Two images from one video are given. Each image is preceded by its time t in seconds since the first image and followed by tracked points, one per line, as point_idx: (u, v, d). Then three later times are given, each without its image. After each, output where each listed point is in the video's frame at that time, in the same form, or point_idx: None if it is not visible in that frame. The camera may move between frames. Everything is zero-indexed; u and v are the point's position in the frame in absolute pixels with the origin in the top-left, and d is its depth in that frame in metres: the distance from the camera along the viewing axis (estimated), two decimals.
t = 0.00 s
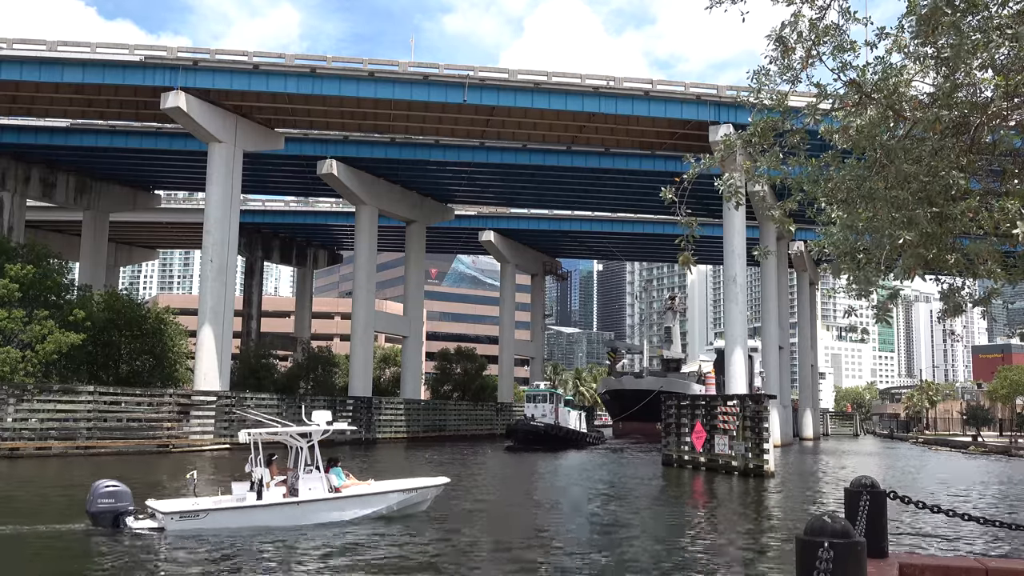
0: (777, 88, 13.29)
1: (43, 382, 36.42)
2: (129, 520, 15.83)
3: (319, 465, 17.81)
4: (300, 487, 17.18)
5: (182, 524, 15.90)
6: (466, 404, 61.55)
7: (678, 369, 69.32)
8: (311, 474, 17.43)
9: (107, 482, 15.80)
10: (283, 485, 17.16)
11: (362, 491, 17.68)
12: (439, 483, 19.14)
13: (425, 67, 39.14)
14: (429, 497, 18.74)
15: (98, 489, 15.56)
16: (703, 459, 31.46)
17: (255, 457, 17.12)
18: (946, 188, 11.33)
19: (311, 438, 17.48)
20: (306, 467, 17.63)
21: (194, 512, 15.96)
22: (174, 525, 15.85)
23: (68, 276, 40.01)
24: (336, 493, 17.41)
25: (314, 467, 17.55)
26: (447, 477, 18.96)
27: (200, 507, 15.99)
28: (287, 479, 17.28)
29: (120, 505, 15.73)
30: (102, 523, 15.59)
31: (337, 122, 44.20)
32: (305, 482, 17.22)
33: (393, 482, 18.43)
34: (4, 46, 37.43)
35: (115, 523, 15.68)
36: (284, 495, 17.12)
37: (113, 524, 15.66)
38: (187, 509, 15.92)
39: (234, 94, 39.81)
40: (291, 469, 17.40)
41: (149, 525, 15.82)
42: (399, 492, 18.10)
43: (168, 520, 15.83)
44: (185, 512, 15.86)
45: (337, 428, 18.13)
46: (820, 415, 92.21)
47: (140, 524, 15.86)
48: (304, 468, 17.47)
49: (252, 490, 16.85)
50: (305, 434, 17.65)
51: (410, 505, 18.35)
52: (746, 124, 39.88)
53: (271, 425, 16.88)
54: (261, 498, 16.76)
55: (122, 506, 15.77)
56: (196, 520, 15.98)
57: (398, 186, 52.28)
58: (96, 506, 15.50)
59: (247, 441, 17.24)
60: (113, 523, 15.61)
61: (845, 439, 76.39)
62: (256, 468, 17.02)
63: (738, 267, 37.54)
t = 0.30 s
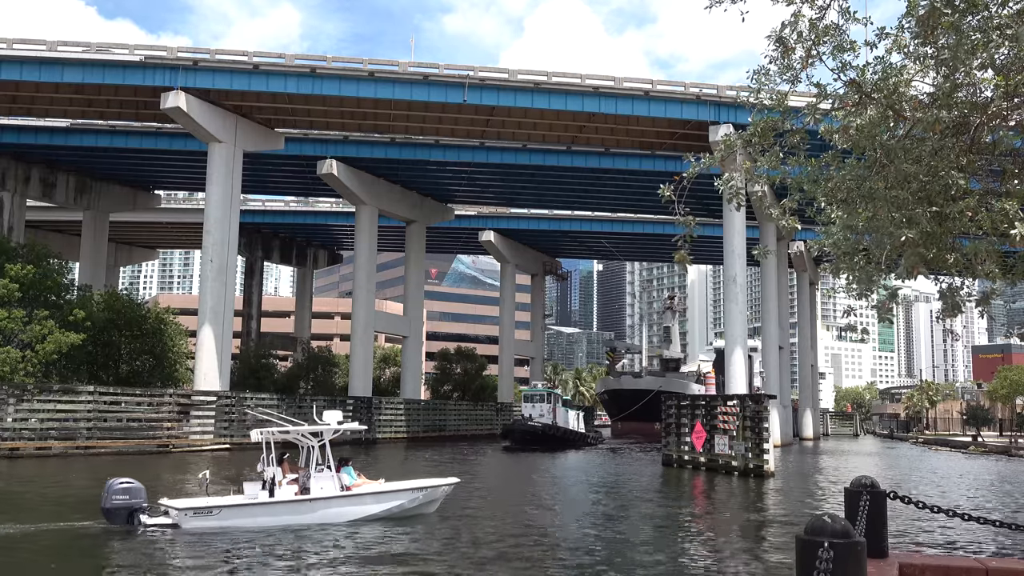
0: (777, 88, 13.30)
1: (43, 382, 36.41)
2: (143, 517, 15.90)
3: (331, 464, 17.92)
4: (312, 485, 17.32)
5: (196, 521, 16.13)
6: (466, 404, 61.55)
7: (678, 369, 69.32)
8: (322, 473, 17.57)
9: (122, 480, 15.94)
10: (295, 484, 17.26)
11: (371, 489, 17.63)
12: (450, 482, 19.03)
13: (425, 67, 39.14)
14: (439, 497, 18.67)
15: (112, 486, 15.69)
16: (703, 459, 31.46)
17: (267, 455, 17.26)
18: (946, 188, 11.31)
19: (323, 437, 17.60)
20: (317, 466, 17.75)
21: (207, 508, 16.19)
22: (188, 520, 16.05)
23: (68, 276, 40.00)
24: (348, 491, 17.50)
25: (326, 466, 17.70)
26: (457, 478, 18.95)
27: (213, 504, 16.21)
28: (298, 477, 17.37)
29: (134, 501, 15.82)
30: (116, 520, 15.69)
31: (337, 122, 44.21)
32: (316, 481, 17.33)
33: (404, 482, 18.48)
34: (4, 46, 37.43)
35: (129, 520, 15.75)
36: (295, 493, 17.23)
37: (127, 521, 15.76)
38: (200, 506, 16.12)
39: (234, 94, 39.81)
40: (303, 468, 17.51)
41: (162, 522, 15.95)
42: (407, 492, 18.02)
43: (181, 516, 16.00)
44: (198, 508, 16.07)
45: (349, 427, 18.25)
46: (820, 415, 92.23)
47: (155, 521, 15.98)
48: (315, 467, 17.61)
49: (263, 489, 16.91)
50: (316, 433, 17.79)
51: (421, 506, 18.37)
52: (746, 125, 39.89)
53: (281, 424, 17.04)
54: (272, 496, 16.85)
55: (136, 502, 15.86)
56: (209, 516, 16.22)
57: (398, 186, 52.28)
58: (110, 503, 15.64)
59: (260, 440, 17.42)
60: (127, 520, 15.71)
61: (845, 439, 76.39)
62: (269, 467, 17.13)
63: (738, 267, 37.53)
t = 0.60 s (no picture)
0: (777, 88, 13.29)
1: (43, 382, 36.41)
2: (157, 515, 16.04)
3: (343, 464, 18.15)
4: (323, 484, 17.54)
5: (210, 519, 16.24)
6: (466, 404, 61.55)
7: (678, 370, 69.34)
8: (333, 472, 17.79)
9: (136, 479, 16.17)
10: (307, 483, 17.47)
11: (380, 489, 17.72)
12: (460, 482, 19.07)
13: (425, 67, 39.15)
14: (448, 496, 18.79)
15: (127, 484, 15.95)
16: (703, 459, 31.45)
17: (279, 454, 17.47)
18: (947, 188, 11.29)
19: (334, 437, 17.79)
20: (329, 465, 17.96)
21: (222, 506, 16.29)
22: (202, 518, 16.18)
23: (68, 276, 39.99)
24: (359, 490, 17.69)
25: (337, 465, 17.91)
26: (467, 478, 19.03)
27: (228, 501, 16.30)
28: (310, 476, 17.58)
29: (148, 499, 15.97)
30: (131, 519, 15.83)
31: (337, 122, 44.21)
32: (327, 480, 17.55)
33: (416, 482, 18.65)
34: (4, 46, 37.43)
35: (143, 519, 15.88)
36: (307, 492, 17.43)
37: (140, 519, 15.88)
38: (214, 503, 16.22)
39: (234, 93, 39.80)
40: (314, 467, 17.72)
41: (176, 521, 16.15)
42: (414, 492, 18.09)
43: (196, 513, 16.14)
44: (213, 505, 16.17)
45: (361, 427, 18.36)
46: (820, 415, 92.22)
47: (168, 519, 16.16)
48: (327, 466, 17.82)
49: (276, 488, 17.15)
50: (328, 433, 17.98)
51: (432, 505, 18.53)
52: (746, 125, 39.89)
53: (293, 425, 17.26)
54: (285, 494, 17.07)
55: (150, 500, 16.01)
56: (223, 514, 16.31)
57: (398, 186, 52.30)
58: (125, 500, 15.80)
59: (273, 439, 17.64)
60: (141, 518, 15.83)
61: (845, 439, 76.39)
62: (281, 466, 17.35)
63: (738, 267, 37.53)
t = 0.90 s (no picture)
0: (777, 88, 13.27)
1: (43, 382, 36.41)
2: (172, 515, 16.09)
3: (354, 464, 18.29)
4: (335, 484, 17.66)
5: (224, 518, 16.30)
6: (466, 405, 61.55)
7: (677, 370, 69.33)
8: (345, 472, 17.91)
9: (151, 479, 16.19)
10: (319, 483, 17.58)
11: (392, 489, 17.83)
12: (469, 483, 19.15)
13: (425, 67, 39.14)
14: (458, 497, 18.86)
15: (142, 484, 15.94)
16: (703, 459, 31.44)
17: (292, 454, 17.54)
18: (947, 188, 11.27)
19: (347, 437, 17.88)
20: (341, 465, 18.06)
21: (235, 506, 16.36)
22: (216, 517, 16.23)
23: (68, 276, 39.98)
24: (371, 490, 17.82)
25: (349, 465, 18.01)
26: (478, 478, 19.20)
27: (241, 501, 16.39)
28: (322, 476, 17.69)
29: (163, 498, 16.00)
30: (146, 518, 15.86)
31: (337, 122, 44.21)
32: (339, 480, 17.67)
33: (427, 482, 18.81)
34: (4, 46, 37.42)
35: (158, 518, 15.91)
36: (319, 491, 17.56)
37: (156, 518, 15.91)
38: (228, 503, 16.31)
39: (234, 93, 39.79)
40: (326, 467, 17.82)
41: (189, 521, 16.23)
42: (422, 492, 18.17)
43: (210, 513, 16.20)
44: (227, 505, 16.26)
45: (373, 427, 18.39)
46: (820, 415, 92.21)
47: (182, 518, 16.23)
48: (339, 466, 17.92)
49: (288, 487, 17.25)
50: (340, 433, 18.05)
51: (444, 505, 18.68)
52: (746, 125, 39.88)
53: (306, 424, 17.33)
54: (297, 494, 17.17)
55: (165, 500, 16.04)
56: (236, 514, 16.38)
57: (398, 186, 52.29)
58: (139, 499, 15.84)
59: (285, 439, 17.70)
60: (156, 517, 15.87)
61: (845, 440, 76.40)
62: (293, 465, 17.44)
63: (738, 267, 37.52)
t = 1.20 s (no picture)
0: (777, 88, 13.26)
1: (43, 382, 36.40)
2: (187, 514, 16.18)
3: (366, 464, 18.37)
4: (347, 484, 17.74)
5: (238, 519, 16.49)
6: (466, 404, 61.56)
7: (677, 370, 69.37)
8: (357, 472, 17.97)
9: (166, 479, 16.27)
10: (331, 483, 17.69)
11: (404, 490, 17.98)
12: (479, 482, 19.45)
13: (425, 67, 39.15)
14: (467, 497, 19.07)
15: (156, 485, 16.01)
16: (703, 459, 31.45)
17: (304, 454, 17.56)
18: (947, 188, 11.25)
19: (358, 438, 17.87)
20: (353, 465, 18.12)
21: (249, 508, 16.57)
22: (230, 519, 16.45)
23: (68, 276, 39.97)
24: (383, 490, 17.91)
25: (361, 465, 18.06)
26: (488, 478, 19.38)
27: (255, 503, 16.59)
28: (334, 476, 17.78)
29: (177, 500, 16.07)
30: (161, 519, 15.96)
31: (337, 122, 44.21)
32: (351, 480, 17.75)
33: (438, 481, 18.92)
34: (4, 46, 37.41)
35: (173, 519, 16.02)
36: (332, 491, 17.65)
37: (171, 520, 16.01)
38: (242, 505, 16.50)
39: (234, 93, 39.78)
40: (339, 467, 17.87)
41: (204, 521, 16.36)
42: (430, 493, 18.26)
43: (224, 515, 16.42)
44: (241, 508, 16.46)
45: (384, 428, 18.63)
46: (820, 415, 92.26)
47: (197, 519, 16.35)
48: (351, 466, 17.96)
49: (301, 487, 17.26)
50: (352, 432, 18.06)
51: (455, 504, 18.84)
52: (746, 125, 39.89)
53: (319, 425, 17.33)
54: (310, 494, 17.24)
55: (179, 501, 16.12)
56: (250, 515, 16.60)
57: (398, 186, 52.29)
58: (154, 501, 15.93)
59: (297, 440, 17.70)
60: (171, 519, 15.97)
61: (845, 439, 76.40)
62: (306, 466, 17.47)
63: (738, 267, 37.52)
